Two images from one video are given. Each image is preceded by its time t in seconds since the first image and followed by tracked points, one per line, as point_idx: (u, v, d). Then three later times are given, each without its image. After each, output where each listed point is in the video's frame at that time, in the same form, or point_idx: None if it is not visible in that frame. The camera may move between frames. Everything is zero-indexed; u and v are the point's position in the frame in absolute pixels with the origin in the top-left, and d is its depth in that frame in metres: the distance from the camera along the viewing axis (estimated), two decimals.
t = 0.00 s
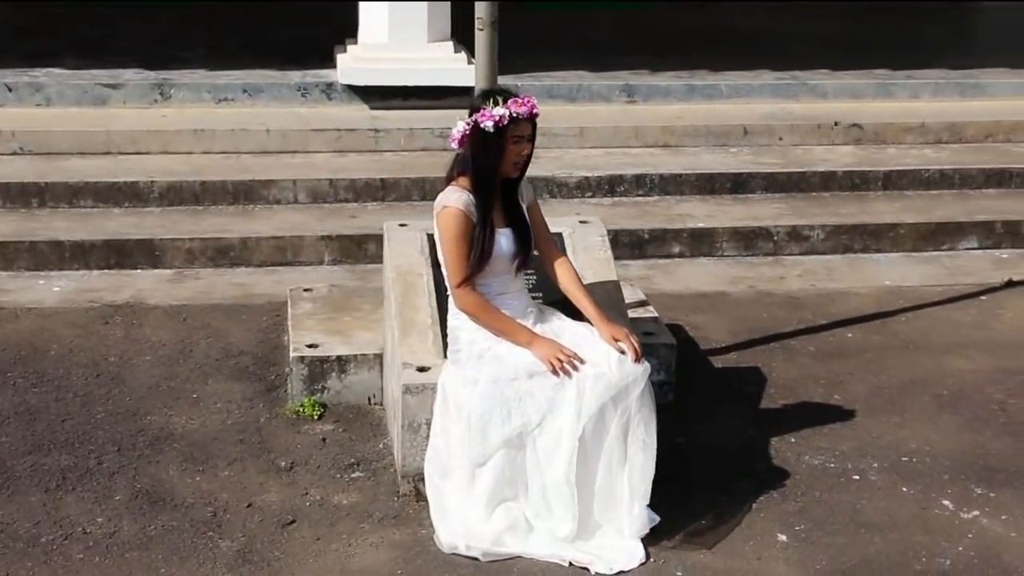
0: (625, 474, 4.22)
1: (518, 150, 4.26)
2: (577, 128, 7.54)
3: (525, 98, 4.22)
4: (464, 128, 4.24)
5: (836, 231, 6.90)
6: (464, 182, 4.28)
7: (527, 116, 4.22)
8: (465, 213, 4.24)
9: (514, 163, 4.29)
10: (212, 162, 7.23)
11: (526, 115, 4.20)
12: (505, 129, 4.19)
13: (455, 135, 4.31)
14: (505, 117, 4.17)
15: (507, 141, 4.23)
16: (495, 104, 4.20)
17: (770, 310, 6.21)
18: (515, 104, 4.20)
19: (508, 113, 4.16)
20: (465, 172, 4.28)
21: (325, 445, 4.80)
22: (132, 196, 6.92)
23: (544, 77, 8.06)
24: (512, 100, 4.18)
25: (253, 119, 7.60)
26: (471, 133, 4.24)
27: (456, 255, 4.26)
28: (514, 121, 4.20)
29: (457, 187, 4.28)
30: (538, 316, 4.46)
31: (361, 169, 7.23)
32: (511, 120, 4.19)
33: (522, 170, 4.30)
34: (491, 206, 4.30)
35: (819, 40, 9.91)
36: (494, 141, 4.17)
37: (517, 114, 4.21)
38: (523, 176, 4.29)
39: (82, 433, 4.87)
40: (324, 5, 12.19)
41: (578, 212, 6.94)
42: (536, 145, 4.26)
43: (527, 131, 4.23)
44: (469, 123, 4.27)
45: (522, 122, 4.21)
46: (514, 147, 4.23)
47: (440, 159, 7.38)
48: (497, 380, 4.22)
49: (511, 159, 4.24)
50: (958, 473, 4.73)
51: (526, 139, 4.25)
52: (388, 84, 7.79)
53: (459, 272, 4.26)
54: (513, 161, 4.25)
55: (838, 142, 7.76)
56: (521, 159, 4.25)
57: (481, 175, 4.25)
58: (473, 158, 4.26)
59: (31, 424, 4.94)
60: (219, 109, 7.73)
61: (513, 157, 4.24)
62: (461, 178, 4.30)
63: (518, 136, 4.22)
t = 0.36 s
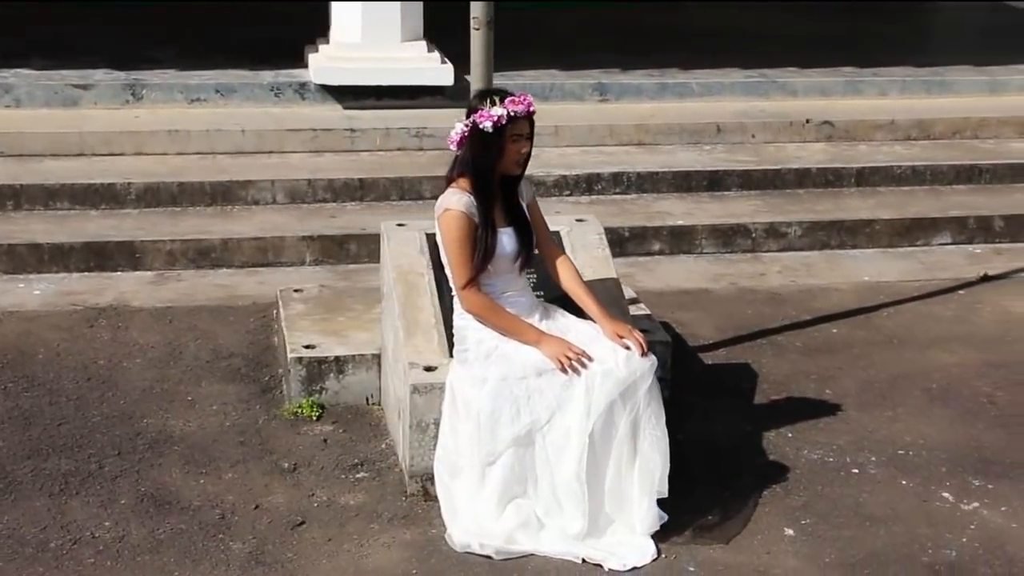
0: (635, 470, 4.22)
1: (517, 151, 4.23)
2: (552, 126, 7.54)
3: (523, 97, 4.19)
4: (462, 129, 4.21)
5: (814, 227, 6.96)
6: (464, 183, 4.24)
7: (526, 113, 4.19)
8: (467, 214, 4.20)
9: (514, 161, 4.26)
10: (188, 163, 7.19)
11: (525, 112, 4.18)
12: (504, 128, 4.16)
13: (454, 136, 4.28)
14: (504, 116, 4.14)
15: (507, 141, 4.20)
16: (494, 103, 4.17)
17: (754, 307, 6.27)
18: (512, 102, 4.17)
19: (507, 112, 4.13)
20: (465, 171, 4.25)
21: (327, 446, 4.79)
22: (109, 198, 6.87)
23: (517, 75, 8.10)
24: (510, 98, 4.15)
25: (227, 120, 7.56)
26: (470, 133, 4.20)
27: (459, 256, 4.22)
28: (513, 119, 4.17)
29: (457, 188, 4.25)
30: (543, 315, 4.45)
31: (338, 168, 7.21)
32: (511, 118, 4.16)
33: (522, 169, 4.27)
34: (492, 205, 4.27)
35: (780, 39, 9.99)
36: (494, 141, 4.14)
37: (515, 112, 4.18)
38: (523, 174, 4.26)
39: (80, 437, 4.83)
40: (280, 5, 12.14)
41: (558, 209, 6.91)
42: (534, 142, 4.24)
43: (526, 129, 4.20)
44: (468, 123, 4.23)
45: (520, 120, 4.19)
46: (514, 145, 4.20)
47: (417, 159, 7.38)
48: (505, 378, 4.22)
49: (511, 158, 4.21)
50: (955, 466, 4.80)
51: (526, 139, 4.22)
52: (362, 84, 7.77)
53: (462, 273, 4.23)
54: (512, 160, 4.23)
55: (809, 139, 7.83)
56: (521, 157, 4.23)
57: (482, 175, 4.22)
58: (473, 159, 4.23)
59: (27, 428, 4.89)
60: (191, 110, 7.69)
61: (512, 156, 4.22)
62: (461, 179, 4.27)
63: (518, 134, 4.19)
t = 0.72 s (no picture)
0: (647, 466, 4.25)
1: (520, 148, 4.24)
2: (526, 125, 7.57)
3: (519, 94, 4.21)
4: (462, 135, 4.23)
5: (789, 224, 7.03)
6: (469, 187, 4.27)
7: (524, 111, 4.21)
8: (475, 218, 4.22)
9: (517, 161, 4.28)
10: (162, 165, 7.15)
11: (523, 110, 4.19)
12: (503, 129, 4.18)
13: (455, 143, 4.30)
14: (502, 116, 4.16)
15: (509, 141, 4.22)
16: (490, 105, 4.19)
17: (736, 303, 6.33)
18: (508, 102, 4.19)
19: (503, 111, 4.15)
20: (469, 176, 4.27)
21: (330, 447, 4.78)
22: (85, 200, 6.82)
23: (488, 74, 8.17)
24: (505, 99, 4.17)
25: (199, 120, 7.52)
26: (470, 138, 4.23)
27: (469, 260, 4.25)
28: (512, 119, 4.19)
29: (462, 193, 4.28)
30: (554, 314, 4.48)
31: (314, 169, 7.19)
32: (509, 117, 4.17)
33: (526, 167, 4.29)
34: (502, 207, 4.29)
35: (739, 38, 10.07)
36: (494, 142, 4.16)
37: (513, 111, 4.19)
38: (528, 173, 4.28)
39: (80, 441, 4.80)
40: (233, 5, 12.06)
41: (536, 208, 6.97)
42: (536, 139, 4.25)
43: (526, 128, 4.22)
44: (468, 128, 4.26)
45: (519, 118, 4.20)
46: (515, 145, 4.22)
47: (392, 158, 7.38)
48: (517, 376, 4.24)
49: (513, 157, 4.23)
50: (950, 458, 4.87)
51: (527, 136, 4.23)
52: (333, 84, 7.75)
53: (473, 276, 4.25)
54: (515, 160, 4.25)
55: (779, 137, 7.91)
56: (523, 157, 4.25)
57: (485, 178, 4.24)
58: (476, 163, 4.25)
59: (25, 433, 4.85)
60: (162, 111, 7.64)
61: (515, 156, 4.24)
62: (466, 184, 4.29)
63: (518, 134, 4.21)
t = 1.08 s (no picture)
0: (658, 462, 4.30)
1: (528, 148, 4.29)
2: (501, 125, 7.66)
3: (519, 96, 4.26)
4: (469, 145, 4.28)
5: (763, 222, 7.10)
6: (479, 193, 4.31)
7: (527, 112, 4.25)
8: (490, 223, 4.26)
9: (526, 161, 4.32)
10: (137, 167, 7.10)
11: (527, 111, 4.24)
12: (509, 133, 4.22)
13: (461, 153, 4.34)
14: (506, 121, 4.21)
15: (515, 144, 4.27)
16: (493, 111, 4.23)
17: (718, 300, 6.39)
18: (511, 106, 4.24)
19: (507, 116, 4.20)
20: (478, 182, 4.31)
21: (333, 447, 4.79)
22: (60, 203, 6.76)
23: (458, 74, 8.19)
24: (507, 103, 4.22)
25: (170, 122, 7.48)
26: (476, 146, 4.27)
27: (484, 265, 4.28)
28: (517, 122, 4.24)
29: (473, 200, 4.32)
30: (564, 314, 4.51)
31: (290, 169, 7.18)
32: (514, 120, 4.22)
33: (534, 167, 4.33)
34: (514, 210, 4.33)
35: (699, 38, 10.16)
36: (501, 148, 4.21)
37: (518, 114, 4.24)
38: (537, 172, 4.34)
39: (81, 446, 4.77)
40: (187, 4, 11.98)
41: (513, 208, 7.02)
42: (543, 138, 4.31)
43: (531, 128, 4.27)
44: (473, 136, 4.30)
45: (524, 120, 4.25)
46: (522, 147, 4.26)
47: (366, 159, 7.38)
48: (530, 374, 4.27)
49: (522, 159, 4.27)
50: (945, 450, 4.95)
51: (533, 136, 4.29)
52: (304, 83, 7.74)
53: (487, 280, 4.29)
54: (524, 161, 4.29)
55: (747, 135, 7.99)
56: (530, 157, 4.30)
57: (496, 183, 4.27)
58: (484, 170, 4.29)
59: (25, 438, 4.81)
60: (132, 112, 7.59)
61: (523, 157, 4.28)
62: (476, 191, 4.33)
63: (524, 135, 4.26)
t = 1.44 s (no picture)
0: (668, 458, 4.35)
1: (535, 150, 4.33)
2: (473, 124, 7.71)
3: (521, 99, 4.29)
4: (476, 153, 4.33)
5: (737, 219, 7.18)
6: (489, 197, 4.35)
7: (531, 115, 4.29)
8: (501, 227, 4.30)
9: (533, 163, 4.36)
10: (111, 169, 7.06)
11: (530, 114, 4.28)
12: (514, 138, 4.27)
13: (470, 160, 4.39)
14: (511, 127, 4.25)
15: (521, 147, 4.31)
16: (497, 119, 4.28)
17: (699, 296, 6.46)
18: (514, 111, 4.28)
19: (511, 121, 4.24)
20: (488, 187, 4.36)
21: (337, 446, 4.81)
22: (36, 205, 6.70)
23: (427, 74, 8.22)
24: (510, 109, 4.26)
25: (142, 123, 7.44)
26: (484, 154, 4.32)
27: (496, 268, 4.33)
28: (522, 126, 4.28)
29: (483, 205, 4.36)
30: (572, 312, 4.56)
31: (265, 170, 7.16)
32: (518, 125, 4.26)
33: (542, 168, 4.37)
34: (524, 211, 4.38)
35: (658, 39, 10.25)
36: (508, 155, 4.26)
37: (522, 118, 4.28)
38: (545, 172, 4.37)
39: (83, 449, 4.75)
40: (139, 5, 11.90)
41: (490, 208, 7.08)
42: (549, 138, 4.34)
43: (536, 130, 4.31)
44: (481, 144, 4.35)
45: (529, 123, 4.29)
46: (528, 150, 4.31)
47: (341, 159, 7.39)
48: (541, 373, 4.30)
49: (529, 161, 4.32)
50: (938, 442, 5.04)
51: (539, 136, 4.32)
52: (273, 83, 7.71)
53: (499, 283, 4.33)
54: (531, 163, 4.33)
55: (715, 133, 8.07)
56: (538, 159, 4.33)
57: (505, 187, 4.32)
58: (493, 176, 4.34)
59: (25, 442, 4.78)
60: (102, 113, 7.54)
61: (530, 159, 4.32)
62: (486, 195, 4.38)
63: (529, 138, 4.30)
